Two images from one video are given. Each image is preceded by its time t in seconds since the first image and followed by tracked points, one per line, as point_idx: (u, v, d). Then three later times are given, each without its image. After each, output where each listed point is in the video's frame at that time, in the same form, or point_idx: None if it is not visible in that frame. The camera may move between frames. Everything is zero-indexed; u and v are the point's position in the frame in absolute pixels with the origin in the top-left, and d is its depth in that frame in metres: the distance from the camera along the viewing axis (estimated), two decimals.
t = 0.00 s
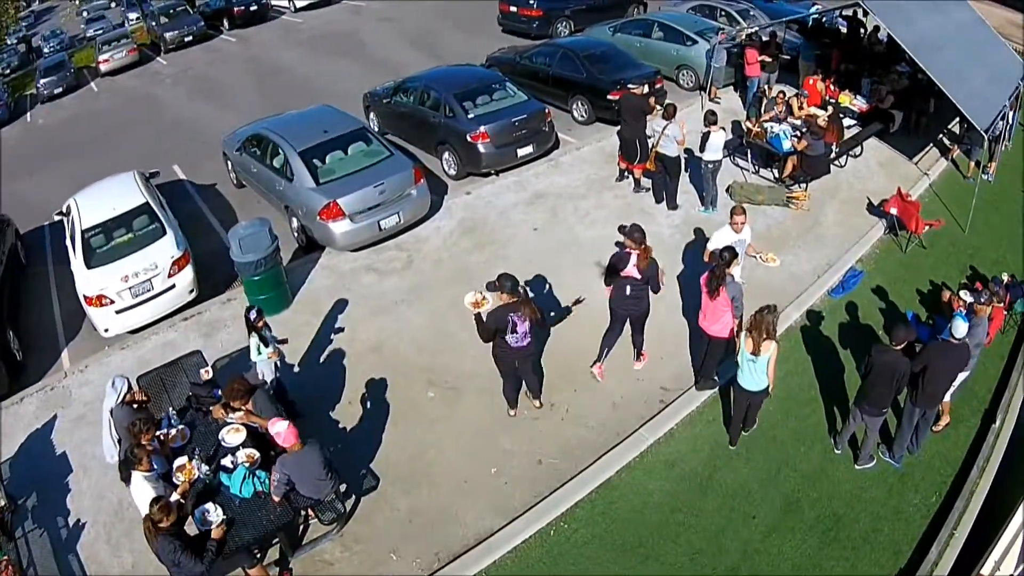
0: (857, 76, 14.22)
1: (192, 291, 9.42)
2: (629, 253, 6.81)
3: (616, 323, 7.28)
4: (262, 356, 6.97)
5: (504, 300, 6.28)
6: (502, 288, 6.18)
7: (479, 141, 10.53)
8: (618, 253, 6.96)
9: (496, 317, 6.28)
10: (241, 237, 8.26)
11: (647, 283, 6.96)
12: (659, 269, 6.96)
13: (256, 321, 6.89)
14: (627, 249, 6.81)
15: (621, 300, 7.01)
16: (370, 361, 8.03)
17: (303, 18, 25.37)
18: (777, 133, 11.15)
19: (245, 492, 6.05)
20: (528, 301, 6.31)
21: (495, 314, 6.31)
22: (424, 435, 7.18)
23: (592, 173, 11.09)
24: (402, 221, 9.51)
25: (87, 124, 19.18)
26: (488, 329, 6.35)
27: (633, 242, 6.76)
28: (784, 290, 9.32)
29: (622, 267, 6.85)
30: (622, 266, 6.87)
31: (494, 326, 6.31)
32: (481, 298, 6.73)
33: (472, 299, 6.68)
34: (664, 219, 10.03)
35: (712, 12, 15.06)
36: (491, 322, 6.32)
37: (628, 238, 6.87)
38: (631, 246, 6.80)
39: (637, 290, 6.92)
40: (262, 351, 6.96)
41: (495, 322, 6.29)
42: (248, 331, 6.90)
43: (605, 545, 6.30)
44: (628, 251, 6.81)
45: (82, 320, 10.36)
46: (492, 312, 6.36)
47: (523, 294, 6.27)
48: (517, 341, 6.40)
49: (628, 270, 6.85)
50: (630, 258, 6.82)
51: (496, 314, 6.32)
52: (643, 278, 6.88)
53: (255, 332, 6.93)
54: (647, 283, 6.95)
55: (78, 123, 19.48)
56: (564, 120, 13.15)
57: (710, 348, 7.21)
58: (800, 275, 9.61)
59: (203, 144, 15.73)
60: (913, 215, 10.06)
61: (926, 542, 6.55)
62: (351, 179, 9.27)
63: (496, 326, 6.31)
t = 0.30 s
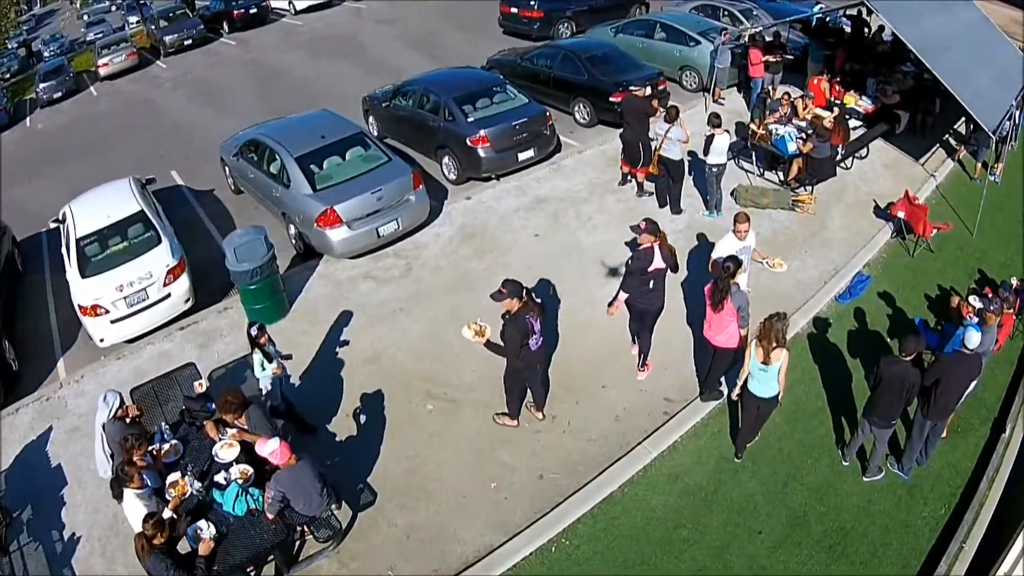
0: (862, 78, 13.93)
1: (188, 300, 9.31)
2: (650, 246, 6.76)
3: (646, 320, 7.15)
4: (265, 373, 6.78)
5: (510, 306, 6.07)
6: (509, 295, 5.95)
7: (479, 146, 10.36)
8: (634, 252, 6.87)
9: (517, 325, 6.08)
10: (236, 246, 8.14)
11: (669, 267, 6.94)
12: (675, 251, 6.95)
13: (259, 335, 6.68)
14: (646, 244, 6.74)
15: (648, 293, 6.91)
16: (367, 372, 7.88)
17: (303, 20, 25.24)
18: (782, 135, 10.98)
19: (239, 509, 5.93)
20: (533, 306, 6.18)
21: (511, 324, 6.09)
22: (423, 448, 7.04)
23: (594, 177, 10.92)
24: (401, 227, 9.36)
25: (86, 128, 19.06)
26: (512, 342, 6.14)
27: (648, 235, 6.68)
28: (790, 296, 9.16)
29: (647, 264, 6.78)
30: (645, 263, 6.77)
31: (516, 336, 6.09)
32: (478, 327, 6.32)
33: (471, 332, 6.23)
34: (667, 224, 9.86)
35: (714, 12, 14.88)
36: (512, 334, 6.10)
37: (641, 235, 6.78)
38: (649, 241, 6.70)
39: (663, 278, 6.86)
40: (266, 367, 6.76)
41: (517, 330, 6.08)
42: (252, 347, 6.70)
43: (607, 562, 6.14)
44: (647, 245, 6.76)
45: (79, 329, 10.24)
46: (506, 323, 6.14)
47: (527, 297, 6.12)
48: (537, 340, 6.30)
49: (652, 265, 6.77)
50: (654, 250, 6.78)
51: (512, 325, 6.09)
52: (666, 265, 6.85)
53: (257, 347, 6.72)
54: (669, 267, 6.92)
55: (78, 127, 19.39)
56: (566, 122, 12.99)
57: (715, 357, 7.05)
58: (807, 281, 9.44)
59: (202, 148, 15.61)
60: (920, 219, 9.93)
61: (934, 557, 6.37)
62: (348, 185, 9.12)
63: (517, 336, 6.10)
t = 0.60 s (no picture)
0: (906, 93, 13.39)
1: (218, 293, 9.26)
2: (695, 245, 6.60)
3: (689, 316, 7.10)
4: (305, 375, 6.67)
5: (541, 321, 5.96)
6: (541, 308, 5.77)
7: (521, 147, 10.20)
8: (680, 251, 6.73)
9: (556, 337, 5.98)
10: (269, 242, 8.08)
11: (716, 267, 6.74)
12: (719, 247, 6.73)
13: (299, 337, 6.55)
14: (691, 243, 6.61)
15: (694, 291, 6.82)
16: (397, 375, 7.72)
17: (345, 15, 25.21)
18: (827, 148, 10.65)
19: (256, 510, 5.79)
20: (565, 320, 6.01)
21: (548, 338, 5.99)
22: (448, 454, 6.80)
23: (635, 183, 10.71)
24: (437, 228, 9.21)
25: (125, 115, 19.27)
26: (551, 356, 6.01)
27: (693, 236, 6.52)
28: (827, 313, 8.69)
29: (692, 263, 6.65)
30: (689, 262, 6.64)
31: (555, 349, 5.98)
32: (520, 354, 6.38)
33: (514, 362, 6.32)
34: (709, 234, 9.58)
35: (761, 20, 14.65)
36: (549, 348, 6.00)
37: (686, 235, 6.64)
38: (694, 240, 6.57)
39: (710, 278, 6.73)
40: (306, 370, 6.66)
41: (555, 343, 5.97)
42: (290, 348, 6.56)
43: None
44: (693, 244, 6.62)
45: (107, 317, 10.31)
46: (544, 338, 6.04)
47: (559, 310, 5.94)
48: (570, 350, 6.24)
49: (697, 262, 6.65)
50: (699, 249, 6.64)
51: (548, 339, 5.99)
52: (713, 264, 6.67)
53: (297, 350, 6.61)
54: (716, 266, 6.74)
55: (115, 114, 19.60)
56: (608, 126, 12.80)
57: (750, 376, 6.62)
58: (847, 298, 8.98)
59: (240, 140, 15.63)
60: (963, 239, 9.30)
61: None
62: (385, 183, 8.99)
63: (554, 349, 5.99)
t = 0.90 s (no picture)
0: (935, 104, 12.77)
1: (234, 291, 9.29)
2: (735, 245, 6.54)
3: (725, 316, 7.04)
4: (327, 378, 6.60)
5: (547, 344, 5.67)
6: (547, 331, 5.50)
7: (547, 150, 10.06)
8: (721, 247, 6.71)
9: (567, 356, 5.73)
10: (286, 240, 8.01)
11: (756, 271, 6.65)
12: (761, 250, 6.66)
13: (323, 339, 6.49)
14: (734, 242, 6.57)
15: (730, 291, 6.76)
16: (413, 379, 7.60)
17: (375, 11, 25.12)
18: (855, 157, 10.17)
19: (261, 515, 5.87)
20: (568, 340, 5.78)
21: (560, 359, 5.73)
22: (458, 463, 6.65)
23: (661, 189, 10.54)
24: (459, 229, 9.10)
25: (150, 106, 19.40)
26: (568, 375, 5.75)
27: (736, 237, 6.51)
28: (849, 328, 8.11)
29: (728, 260, 6.60)
30: (726, 258, 6.62)
31: (571, 367, 5.73)
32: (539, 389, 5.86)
33: (539, 397, 5.75)
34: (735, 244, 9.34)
35: (793, 25, 14.43)
36: (565, 369, 5.74)
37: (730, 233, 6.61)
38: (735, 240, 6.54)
39: (747, 281, 6.64)
40: (326, 373, 6.59)
41: (568, 362, 5.72)
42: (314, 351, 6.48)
43: None
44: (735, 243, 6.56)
45: (121, 311, 10.42)
46: (556, 361, 5.76)
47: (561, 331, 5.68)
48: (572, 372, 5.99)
49: (734, 261, 6.60)
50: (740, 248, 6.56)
51: (558, 360, 5.73)
52: (750, 266, 6.61)
53: (320, 350, 6.51)
54: (756, 271, 6.65)
55: (139, 105, 19.74)
56: (636, 130, 12.64)
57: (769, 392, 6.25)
58: (871, 313, 8.35)
59: (264, 135, 15.63)
60: (989, 253, 8.52)
61: None
62: (408, 182, 8.89)
63: (569, 368, 5.73)
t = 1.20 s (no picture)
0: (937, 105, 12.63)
1: (226, 295, 9.15)
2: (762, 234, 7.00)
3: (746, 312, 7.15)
4: (333, 382, 6.40)
5: (522, 373, 5.48)
6: (522, 359, 5.32)
7: (542, 152, 9.94)
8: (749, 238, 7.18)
9: (544, 381, 5.55)
10: (276, 244, 7.90)
11: (774, 263, 6.99)
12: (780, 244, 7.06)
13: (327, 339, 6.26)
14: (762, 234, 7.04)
15: (751, 280, 6.94)
16: (405, 385, 7.47)
17: (373, 11, 24.98)
18: (857, 160, 10.08)
19: (248, 526, 5.77)
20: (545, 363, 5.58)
21: (537, 385, 5.55)
22: (450, 472, 6.52)
23: (659, 192, 10.41)
24: (454, 233, 8.97)
25: (146, 106, 19.26)
26: (548, 400, 5.60)
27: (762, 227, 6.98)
28: (849, 334, 7.98)
29: (750, 247, 7.02)
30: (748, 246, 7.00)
31: (549, 392, 5.57)
32: (519, 419, 5.75)
33: (520, 429, 5.66)
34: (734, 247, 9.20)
35: (792, 26, 14.32)
36: (543, 395, 5.58)
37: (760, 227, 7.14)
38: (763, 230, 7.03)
39: (767, 270, 6.91)
40: (332, 376, 6.39)
41: (546, 388, 5.55)
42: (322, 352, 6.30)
43: None
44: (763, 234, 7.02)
45: (113, 314, 10.30)
46: (533, 388, 5.59)
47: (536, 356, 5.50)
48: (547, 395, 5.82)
49: (754, 249, 7.01)
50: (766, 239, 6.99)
51: (536, 387, 5.55)
52: (770, 257, 6.95)
53: (325, 352, 6.33)
54: (775, 263, 6.98)
55: (135, 105, 19.60)
56: (634, 132, 12.51)
57: (768, 402, 6.11)
58: (872, 318, 8.22)
59: (259, 136, 15.49)
60: (992, 258, 8.36)
61: None
62: (402, 185, 8.77)
63: (547, 393, 5.58)
